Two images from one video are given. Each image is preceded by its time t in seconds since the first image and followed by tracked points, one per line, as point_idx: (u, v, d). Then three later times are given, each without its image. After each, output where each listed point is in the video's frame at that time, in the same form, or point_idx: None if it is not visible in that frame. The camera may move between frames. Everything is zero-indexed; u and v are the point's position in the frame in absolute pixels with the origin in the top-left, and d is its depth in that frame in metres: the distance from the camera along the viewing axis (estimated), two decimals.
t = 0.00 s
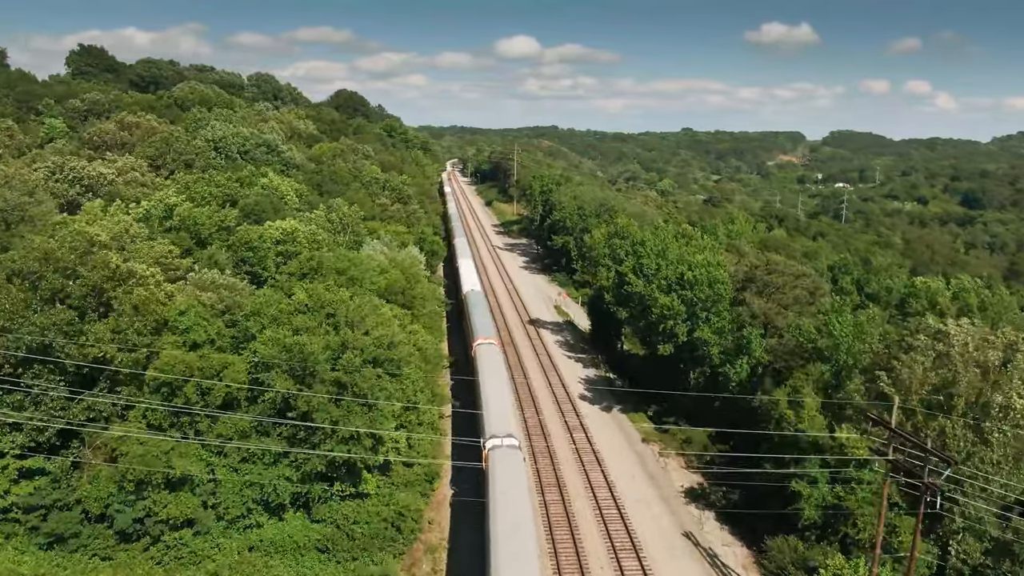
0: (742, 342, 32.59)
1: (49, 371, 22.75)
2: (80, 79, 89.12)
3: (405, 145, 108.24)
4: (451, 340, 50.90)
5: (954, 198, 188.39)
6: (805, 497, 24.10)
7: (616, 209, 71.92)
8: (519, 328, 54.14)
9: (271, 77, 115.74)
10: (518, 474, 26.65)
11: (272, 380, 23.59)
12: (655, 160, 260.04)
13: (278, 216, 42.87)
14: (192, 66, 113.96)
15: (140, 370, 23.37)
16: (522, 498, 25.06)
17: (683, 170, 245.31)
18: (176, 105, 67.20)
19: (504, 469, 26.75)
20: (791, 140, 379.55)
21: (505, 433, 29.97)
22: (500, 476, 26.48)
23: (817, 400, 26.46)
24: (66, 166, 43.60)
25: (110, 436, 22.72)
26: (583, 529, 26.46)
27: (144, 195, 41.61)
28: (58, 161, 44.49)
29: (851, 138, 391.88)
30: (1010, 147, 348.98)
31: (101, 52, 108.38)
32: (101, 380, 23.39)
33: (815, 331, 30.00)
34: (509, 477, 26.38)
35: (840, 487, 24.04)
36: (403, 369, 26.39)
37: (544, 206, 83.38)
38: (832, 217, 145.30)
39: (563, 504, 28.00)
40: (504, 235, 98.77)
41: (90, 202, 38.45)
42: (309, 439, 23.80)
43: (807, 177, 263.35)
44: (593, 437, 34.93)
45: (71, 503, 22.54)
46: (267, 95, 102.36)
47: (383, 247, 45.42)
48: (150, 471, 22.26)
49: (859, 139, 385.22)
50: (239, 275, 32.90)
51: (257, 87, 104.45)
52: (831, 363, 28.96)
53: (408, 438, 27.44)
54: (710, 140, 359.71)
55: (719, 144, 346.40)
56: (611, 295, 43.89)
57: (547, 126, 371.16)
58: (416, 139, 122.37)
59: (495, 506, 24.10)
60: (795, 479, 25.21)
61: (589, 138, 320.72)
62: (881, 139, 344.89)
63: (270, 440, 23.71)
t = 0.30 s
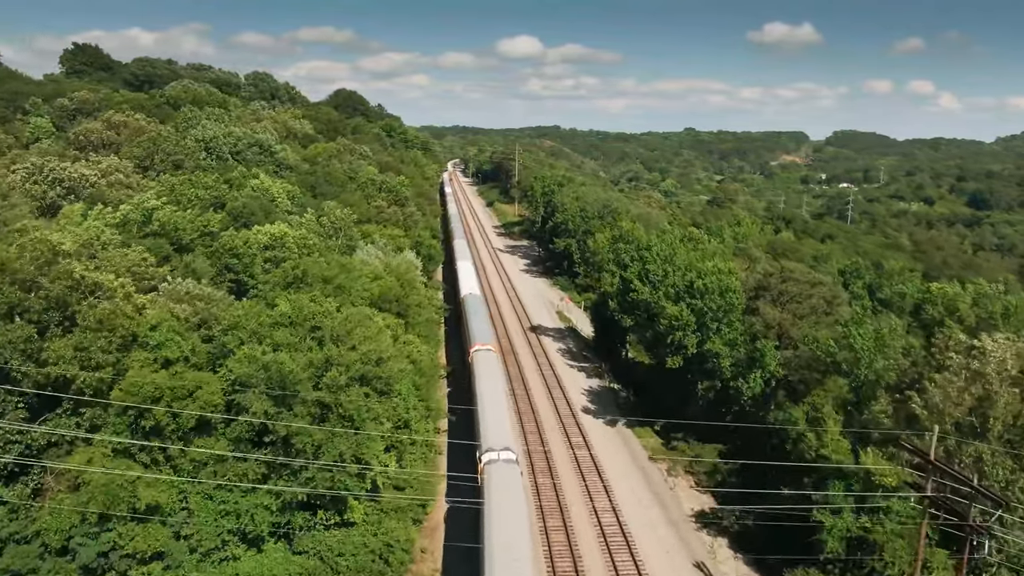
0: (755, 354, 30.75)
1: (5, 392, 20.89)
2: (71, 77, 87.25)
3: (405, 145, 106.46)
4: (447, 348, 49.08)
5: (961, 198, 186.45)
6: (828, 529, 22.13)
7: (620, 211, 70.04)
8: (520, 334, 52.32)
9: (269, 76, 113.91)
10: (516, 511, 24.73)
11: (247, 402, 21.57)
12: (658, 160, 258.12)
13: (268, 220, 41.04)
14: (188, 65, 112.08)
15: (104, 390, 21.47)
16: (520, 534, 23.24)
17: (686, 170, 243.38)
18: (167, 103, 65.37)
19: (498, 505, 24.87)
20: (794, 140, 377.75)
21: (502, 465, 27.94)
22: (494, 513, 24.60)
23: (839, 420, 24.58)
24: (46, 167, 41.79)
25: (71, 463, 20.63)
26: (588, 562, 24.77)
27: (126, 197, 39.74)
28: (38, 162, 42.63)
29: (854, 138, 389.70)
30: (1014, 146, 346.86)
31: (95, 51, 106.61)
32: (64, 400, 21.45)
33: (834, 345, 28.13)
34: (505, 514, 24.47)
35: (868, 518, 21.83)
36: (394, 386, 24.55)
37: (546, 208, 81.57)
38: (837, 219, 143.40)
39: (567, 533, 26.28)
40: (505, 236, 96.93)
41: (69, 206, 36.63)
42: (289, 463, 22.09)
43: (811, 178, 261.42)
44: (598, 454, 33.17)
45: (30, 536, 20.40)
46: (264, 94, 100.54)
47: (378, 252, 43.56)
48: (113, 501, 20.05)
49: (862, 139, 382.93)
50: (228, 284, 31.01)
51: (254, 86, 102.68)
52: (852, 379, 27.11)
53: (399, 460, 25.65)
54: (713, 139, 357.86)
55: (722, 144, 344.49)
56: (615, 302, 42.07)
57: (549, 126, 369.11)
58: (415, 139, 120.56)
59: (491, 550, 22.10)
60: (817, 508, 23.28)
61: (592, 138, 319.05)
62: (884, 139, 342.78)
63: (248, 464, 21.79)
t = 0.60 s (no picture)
0: (768, 367, 29.05)
1: None
2: (64, 75, 85.64)
3: (404, 146, 104.94)
4: (445, 354, 47.43)
5: (967, 198, 184.53)
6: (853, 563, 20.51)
7: (623, 213, 68.32)
8: (520, 341, 50.63)
9: (266, 75, 112.30)
10: (515, 545, 22.60)
11: (222, 424, 19.81)
12: (660, 160, 256.60)
13: (257, 224, 39.44)
14: (185, 64, 110.48)
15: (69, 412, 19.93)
16: (520, 566, 21.45)
17: (688, 170, 241.73)
18: (160, 103, 63.87)
19: (496, 537, 22.72)
20: (797, 140, 375.66)
21: (497, 488, 26.07)
22: (490, 546, 22.48)
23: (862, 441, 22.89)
24: (27, 169, 40.24)
25: (32, 491, 18.99)
26: None
27: (109, 200, 38.16)
28: (20, 164, 41.11)
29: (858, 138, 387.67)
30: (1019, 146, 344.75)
31: (90, 49, 105.23)
32: (25, 424, 20.07)
33: (853, 357, 26.47)
34: (503, 547, 22.36)
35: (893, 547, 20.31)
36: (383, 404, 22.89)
37: (547, 209, 79.94)
38: (843, 219, 141.59)
39: (569, 560, 24.61)
40: (505, 238, 95.31)
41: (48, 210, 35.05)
42: (269, 490, 20.11)
43: (814, 178, 259.68)
44: (602, 471, 31.48)
45: None
46: (261, 94, 99.08)
47: (372, 257, 41.95)
48: (74, 535, 18.28)
49: (865, 139, 381.26)
50: (208, 292, 29.25)
51: (251, 85, 101.21)
52: (873, 394, 25.41)
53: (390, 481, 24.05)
54: (716, 140, 356.34)
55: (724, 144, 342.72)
56: (619, 309, 40.38)
57: (550, 126, 367.61)
58: (415, 139, 119.02)
59: None
60: (840, 541, 21.69)
61: (593, 138, 317.42)
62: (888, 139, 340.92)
63: (224, 491, 19.72)
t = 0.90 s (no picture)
0: (782, 381, 27.39)
1: None
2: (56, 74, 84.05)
3: (403, 146, 103.45)
4: (442, 360, 45.75)
5: (973, 199, 182.80)
6: None
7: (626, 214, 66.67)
8: (521, 347, 49.01)
9: (264, 74, 110.68)
10: None
11: (192, 451, 18.15)
12: (662, 160, 255.03)
13: (246, 227, 37.89)
14: (181, 63, 109.00)
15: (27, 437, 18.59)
16: None
17: (691, 170, 240.16)
18: (152, 103, 62.34)
19: (494, 566, 21.01)
20: (799, 140, 373.89)
21: (494, 510, 24.39)
22: None
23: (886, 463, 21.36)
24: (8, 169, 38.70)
25: None
26: None
27: (92, 202, 36.62)
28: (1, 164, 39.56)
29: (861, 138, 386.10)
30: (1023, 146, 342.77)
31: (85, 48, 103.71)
32: None
33: (874, 371, 24.91)
34: None
35: None
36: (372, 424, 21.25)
37: (549, 210, 78.38)
38: (847, 220, 139.97)
39: None
40: (506, 239, 93.76)
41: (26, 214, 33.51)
42: (246, 522, 18.26)
43: (817, 178, 257.92)
44: (605, 489, 29.83)
45: None
46: (258, 93, 97.54)
47: (366, 262, 40.39)
48: (26, 573, 16.32)
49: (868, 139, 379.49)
50: (187, 303, 27.95)
51: (248, 85, 99.69)
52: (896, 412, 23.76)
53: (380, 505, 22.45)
54: (718, 140, 354.55)
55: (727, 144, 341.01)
56: (623, 316, 38.71)
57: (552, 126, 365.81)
58: (415, 139, 117.55)
59: None
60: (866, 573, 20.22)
61: (595, 138, 315.94)
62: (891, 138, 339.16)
63: (198, 519, 17.79)
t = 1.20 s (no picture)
0: (798, 396, 25.79)
1: None
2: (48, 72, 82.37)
3: (402, 146, 101.90)
4: (440, 368, 44.10)
5: (979, 199, 181.05)
6: None
7: (630, 216, 65.01)
8: (521, 353, 47.35)
9: (262, 73, 109.00)
10: None
11: (157, 482, 16.46)
12: (665, 161, 253.30)
13: (234, 232, 36.26)
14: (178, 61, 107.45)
15: None
16: None
17: (693, 171, 238.48)
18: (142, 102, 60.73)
19: None
20: (802, 140, 372.45)
21: (493, 531, 22.71)
22: None
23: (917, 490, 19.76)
24: None
25: None
26: None
27: (71, 204, 34.98)
28: None
29: (864, 138, 383.92)
30: None
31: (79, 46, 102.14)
32: None
33: (898, 388, 23.32)
34: None
35: None
36: (359, 447, 19.64)
37: (550, 212, 76.80)
38: (852, 221, 138.36)
39: None
40: (507, 241, 92.12)
41: None
42: (216, 562, 16.44)
43: (821, 178, 256.16)
44: (609, 509, 28.19)
45: None
46: (254, 93, 95.93)
47: (360, 267, 38.78)
48: None
49: (871, 139, 377.38)
50: (168, 310, 26.31)
51: (245, 84, 98.11)
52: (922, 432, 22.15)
53: (369, 534, 20.85)
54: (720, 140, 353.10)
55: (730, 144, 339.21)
56: (628, 323, 37.04)
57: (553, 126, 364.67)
58: (414, 140, 115.90)
59: None
60: None
61: (597, 138, 314.27)
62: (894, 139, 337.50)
63: (165, 554, 15.93)
